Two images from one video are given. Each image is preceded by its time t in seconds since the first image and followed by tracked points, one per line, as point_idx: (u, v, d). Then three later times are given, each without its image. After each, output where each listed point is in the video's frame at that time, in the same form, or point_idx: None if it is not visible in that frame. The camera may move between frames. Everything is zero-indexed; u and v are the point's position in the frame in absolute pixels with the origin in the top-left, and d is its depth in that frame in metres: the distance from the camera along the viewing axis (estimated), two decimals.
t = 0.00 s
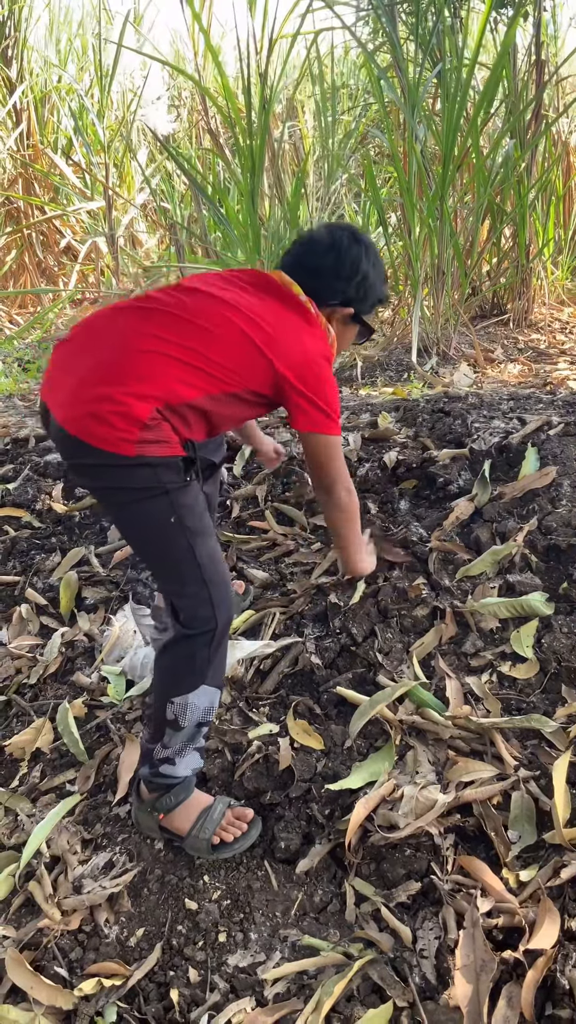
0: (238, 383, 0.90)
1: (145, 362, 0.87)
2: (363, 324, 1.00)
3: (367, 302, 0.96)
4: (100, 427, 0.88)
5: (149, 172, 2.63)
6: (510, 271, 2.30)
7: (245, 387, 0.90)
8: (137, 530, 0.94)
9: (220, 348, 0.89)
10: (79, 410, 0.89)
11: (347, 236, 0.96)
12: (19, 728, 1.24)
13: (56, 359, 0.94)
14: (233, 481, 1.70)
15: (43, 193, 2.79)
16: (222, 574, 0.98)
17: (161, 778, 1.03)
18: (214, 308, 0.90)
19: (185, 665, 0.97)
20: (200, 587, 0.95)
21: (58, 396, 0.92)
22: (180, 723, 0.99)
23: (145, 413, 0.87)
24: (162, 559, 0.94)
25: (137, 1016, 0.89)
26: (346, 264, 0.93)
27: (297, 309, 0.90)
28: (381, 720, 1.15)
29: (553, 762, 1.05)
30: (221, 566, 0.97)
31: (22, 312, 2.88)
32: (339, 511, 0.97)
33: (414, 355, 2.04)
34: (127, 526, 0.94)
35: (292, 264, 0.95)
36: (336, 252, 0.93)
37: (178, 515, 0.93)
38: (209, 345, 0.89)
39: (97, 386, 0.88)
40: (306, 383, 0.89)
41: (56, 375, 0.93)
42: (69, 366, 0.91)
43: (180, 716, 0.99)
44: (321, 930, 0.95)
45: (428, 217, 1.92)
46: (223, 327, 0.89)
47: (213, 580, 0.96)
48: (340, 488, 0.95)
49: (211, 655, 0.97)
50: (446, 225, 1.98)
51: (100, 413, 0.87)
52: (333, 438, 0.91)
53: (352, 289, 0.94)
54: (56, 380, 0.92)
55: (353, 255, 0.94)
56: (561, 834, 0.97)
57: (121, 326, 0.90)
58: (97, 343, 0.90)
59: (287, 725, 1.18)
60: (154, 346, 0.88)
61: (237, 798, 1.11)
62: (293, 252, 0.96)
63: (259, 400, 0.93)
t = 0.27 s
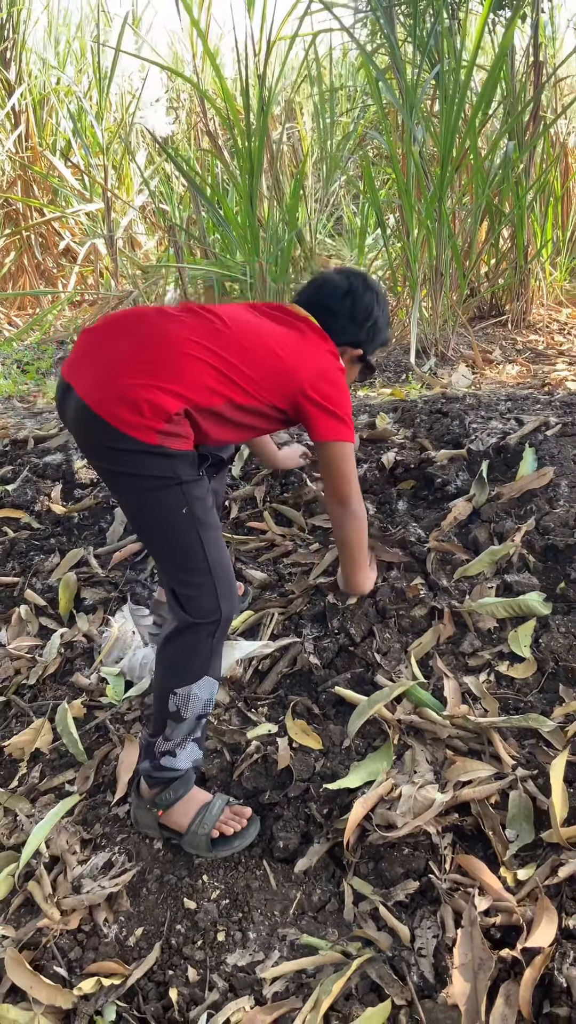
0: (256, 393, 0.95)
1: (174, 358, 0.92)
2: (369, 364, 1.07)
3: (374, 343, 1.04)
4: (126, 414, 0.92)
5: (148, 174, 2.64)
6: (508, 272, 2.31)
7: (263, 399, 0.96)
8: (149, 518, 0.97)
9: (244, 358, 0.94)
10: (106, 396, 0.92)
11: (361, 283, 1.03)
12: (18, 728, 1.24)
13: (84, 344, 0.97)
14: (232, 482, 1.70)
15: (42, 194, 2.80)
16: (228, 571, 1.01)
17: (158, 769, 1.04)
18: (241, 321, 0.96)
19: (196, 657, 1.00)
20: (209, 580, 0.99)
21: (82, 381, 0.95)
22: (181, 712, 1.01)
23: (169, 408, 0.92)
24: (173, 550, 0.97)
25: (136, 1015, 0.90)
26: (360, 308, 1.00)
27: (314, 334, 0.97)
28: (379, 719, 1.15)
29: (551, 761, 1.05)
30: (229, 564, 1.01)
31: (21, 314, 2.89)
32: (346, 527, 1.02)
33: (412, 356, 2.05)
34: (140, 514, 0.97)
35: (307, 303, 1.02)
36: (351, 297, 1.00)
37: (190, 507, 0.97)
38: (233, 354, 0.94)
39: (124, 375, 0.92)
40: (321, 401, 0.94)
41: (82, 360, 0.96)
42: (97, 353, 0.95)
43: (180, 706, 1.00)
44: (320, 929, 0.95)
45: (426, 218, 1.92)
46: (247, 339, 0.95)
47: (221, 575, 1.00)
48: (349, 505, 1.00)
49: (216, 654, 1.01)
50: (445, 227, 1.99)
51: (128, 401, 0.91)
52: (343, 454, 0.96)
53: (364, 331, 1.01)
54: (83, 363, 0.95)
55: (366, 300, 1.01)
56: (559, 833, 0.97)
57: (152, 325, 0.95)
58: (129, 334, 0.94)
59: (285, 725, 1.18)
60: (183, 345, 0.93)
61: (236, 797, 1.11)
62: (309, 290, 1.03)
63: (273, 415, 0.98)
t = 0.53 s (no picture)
0: (276, 391, 0.97)
1: (198, 360, 0.94)
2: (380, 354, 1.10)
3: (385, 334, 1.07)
4: (151, 412, 0.93)
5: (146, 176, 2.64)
6: (505, 273, 2.31)
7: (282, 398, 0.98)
8: (171, 516, 0.97)
9: (263, 358, 0.97)
10: (131, 395, 0.94)
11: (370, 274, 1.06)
12: (14, 729, 1.24)
13: (108, 348, 0.99)
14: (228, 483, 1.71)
15: (40, 197, 2.80)
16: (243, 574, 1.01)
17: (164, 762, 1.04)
18: (261, 323, 0.99)
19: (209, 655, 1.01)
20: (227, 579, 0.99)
21: (108, 382, 0.97)
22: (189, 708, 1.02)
23: (193, 405, 0.94)
24: (193, 549, 0.98)
25: (132, 1015, 0.90)
26: (369, 299, 1.03)
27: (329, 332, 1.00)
28: (375, 719, 1.15)
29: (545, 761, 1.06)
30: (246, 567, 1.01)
31: (19, 316, 2.89)
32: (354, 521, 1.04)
33: (409, 357, 2.05)
34: (161, 513, 0.98)
35: (317, 296, 1.05)
36: (361, 289, 1.03)
37: (211, 508, 0.97)
38: (255, 354, 0.96)
39: (148, 376, 0.94)
40: (337, 397, 0.97)
41: (105, 364, 0.98)
42: (122, 357, 0.97)
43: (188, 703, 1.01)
44: (315, 929, 0.95)
45: (423, 220, 1.92)
46: (267, 340, 0.97)
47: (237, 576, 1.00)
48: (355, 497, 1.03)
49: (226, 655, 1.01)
50: (442, 229, 1.99)
51: (153, 400, 0.93)
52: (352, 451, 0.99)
53: (374, 321, 1.04)
54: (107, 366, 0.97)
55: (374, 291, 1.04)
56: (553, 832, 0.97)
57: (176, 328, 0.97)
58: (154, 336, 0.96)
59: (281, 725, 1.18)
60: (206, 347, 0.95)
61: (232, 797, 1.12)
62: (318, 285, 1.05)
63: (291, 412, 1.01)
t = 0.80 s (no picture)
0: (269, 351, 1.16)
1: (205, 302, 1.16)
2: (379, 367, 1.29)
3: (386, 347, 1.26)
4: (164, 329, 1.13)
5: (143, 180, 2.65)
6: (501, 276, 2.32)
7: (275, 355, 1.16)
8: (193, 417, 1.13)
9: (262, 323, 1.17)
10: (147, 319, 1.14)
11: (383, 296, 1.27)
12: (10, 733, 1.25)
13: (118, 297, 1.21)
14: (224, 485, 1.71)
15: (37, 200, 2.80)
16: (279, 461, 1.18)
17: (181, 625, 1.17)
18: (261, 297, 1.20)
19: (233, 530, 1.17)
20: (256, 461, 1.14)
21: (123, 303, 1.18)
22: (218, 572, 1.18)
23: (201, 330, 1.14)
24: (219, 439, 1.13)
25: (126, 1016, 0.90)
26: (378, 314, 1.24)
27: (327, 325, 1.20)
28: (369, 721, 1.15)
29: (539, 763, 1.06)
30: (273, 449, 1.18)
31: (16, 320, 2.90)
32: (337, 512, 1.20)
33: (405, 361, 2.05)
34: (184, 420, 1.14)
35: (336, 302, 1.26)
36: (372, 302, 1.24)
37: (230, 401, 1.13)
38: (255, 314, 1.17)
39: (165, 297, 1.16)
40: (321, 375, 1.14)
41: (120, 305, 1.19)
42: (135, 298, 1.18)
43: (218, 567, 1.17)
44: (309, 931, 0.96)
45: (419, 223, 1.92)
46: (266, 310, 1.18)
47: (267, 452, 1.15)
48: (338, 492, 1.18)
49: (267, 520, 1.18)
50: (438, 233, 1.99)
51: (164, 315, 1.14)
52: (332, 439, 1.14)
53: (379, 329, 1.24)
54: (120, 305, 1.18)
55: (385, 309, 1.25)
56: (546, 834, 0.97)
57: (184, 282, 1.19)
58: (165, 285, 1.18)
59: (276, 728, 1.19)
60: (211, 298, 1.17)
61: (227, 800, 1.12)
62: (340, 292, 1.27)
63: (277, 384, 1.18)
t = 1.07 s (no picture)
0: (272, 339, 1.14)
1: (206, 288, 1.13)
2: (368, 376, 1.26)
3: (375, 357, 1.22)
4: (166, 314, 1.10)
5: (141, 183, 2.65)
6: (498, 278, 2.32)
7: (277, 343, 1.14)
8: (205, 401, 1.11)
9: (262, 313, 1.15)
10: (148, 302, 1.11)
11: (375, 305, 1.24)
12: (7, 735, 1.25)
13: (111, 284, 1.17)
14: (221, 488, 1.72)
15: (35, 203, 2.81)
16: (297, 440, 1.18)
17: (235, 595, 1.26)
18: (260, 287, 1.18)
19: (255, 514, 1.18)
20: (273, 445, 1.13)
21: (119, 289, 1.14)
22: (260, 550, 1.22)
23: (204, 316, 1.10)
24: (234, 423, 1.12)
25: (123, 1018, 0.91)
26: (370, 322, 1.20)
27: (325, 324, 1.18)
28: (366, 723, 1.16)
29: (534, 764, 1.07)
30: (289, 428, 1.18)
31: (15, 323, 2.90)
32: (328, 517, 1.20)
33: (402, 363, 2.06)
34: (194, 404, 1.11)
35: (328, 305, 1.22)
36: (364, 310, 1.21)
37: (242, 386, 1.11)
38: (257, 302, 1.15)
39: (167, 284, 1.12)
40: (322, 367, 1.13)
41: (114, 292, 1.15)
42: (131, 285, 1.14)
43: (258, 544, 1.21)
44: (305, 932, 0.96)
45: (416, 226, 1.92)
46: (266, 301, 1.16)
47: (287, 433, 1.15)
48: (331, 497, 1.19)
49: (285, 507, 1.18)
50: (434, 236, 2.00)
51: (166, 302, 1.10)
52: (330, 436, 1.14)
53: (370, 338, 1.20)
54: (116, 292, 1.14)
55: (377, 319, 1.22)
56: (542, 835, 0.98)
57: (182, 268, 1.16)
58: (161, 272, 1.15)
59: (272, 729, 1.19)
60: (213, 283, 1.14)
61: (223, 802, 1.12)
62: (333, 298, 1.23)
63: (279, 379, 1.16)
